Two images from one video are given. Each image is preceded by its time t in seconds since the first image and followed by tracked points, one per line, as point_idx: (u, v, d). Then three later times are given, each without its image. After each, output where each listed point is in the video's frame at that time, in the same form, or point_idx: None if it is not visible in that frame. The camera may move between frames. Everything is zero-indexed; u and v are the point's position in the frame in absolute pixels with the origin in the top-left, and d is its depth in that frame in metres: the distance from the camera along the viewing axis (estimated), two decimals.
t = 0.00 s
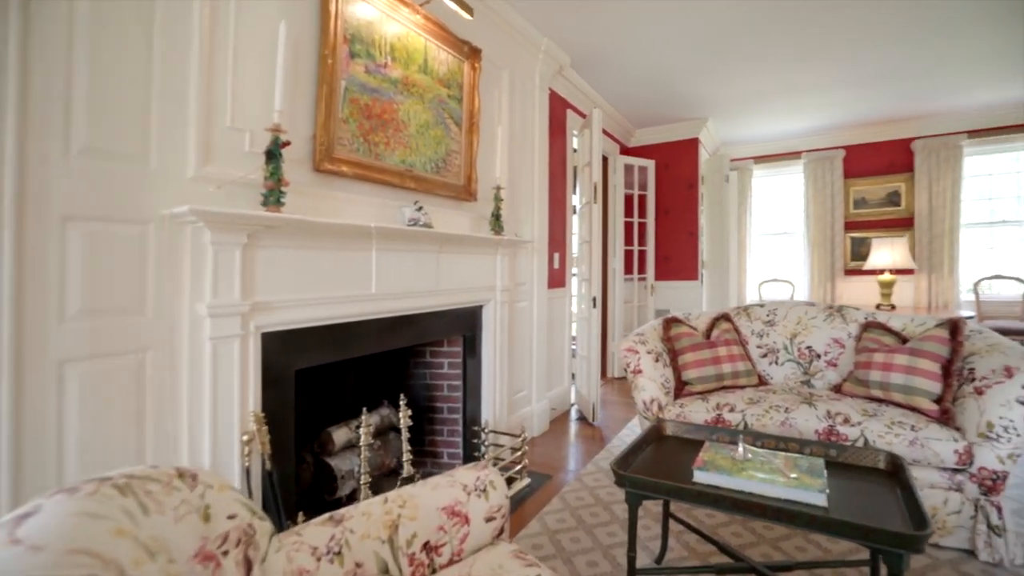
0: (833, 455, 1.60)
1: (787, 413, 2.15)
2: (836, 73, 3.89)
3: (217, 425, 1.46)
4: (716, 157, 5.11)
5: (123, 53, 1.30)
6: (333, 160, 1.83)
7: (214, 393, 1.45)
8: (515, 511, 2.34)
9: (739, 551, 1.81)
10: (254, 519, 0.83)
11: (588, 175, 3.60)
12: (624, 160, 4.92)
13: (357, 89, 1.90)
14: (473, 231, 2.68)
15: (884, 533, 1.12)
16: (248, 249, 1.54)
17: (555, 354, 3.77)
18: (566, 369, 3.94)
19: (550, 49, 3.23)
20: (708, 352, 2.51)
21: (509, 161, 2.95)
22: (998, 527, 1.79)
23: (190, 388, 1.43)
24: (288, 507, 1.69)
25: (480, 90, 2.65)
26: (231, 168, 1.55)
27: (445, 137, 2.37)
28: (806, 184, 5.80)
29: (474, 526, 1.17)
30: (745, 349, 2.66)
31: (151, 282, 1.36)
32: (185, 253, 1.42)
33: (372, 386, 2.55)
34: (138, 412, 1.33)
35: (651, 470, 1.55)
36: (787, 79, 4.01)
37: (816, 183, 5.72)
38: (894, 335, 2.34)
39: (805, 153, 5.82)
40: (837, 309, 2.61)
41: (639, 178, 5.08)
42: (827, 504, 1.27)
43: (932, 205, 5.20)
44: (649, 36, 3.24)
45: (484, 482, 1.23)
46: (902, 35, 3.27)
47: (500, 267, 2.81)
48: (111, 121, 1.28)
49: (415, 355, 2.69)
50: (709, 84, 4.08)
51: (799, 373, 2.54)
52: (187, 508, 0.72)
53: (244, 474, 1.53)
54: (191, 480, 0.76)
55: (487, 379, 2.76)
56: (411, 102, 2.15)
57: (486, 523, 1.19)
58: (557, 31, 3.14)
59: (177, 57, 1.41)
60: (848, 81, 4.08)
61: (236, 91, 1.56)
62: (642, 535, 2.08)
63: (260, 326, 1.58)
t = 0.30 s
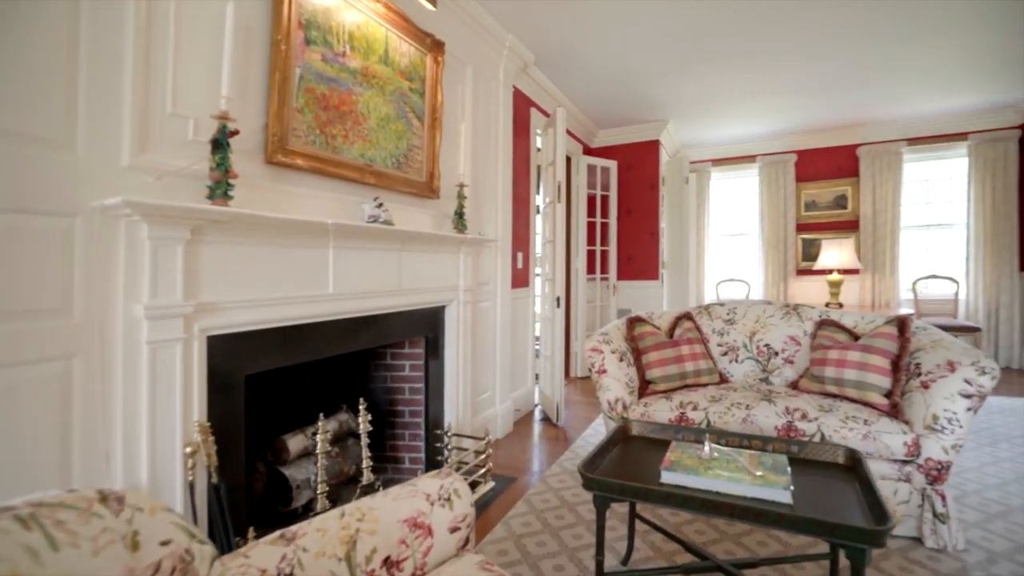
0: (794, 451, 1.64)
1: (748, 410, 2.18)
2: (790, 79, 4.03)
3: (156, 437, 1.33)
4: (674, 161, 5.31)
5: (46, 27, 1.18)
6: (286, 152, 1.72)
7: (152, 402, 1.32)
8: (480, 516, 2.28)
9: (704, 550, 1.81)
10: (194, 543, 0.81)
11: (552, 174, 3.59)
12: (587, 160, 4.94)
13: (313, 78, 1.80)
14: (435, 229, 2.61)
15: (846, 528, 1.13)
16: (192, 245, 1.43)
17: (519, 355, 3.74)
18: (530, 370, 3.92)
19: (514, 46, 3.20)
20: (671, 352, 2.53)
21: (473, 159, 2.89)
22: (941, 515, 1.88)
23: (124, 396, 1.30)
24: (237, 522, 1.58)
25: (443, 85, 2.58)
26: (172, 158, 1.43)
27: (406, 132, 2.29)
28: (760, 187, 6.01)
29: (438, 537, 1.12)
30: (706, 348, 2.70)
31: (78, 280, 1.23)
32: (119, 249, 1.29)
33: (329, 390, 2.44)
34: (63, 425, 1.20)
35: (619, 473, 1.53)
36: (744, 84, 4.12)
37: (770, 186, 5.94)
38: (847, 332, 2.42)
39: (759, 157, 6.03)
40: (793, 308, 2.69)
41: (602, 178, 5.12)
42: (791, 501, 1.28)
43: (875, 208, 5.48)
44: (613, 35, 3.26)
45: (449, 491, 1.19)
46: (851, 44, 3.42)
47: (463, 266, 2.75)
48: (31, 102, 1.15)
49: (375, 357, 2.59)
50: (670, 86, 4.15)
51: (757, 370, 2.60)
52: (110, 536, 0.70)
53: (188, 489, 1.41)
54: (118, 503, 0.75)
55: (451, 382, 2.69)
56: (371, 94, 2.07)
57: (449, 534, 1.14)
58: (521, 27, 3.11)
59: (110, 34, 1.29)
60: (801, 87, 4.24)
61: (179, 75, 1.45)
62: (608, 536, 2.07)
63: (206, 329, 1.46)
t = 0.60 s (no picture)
0: (756, 447, 1.69)
1: (711, 407, 2.23)
2: (749, 85, 4.17)
3: (95, 449, 1.23)
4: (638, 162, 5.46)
5: None
6: (242, 146, 1.64)
7: (91, 411, 1.22)
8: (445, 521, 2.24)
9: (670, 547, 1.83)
10: (138, 566, 0.79)
11: (518, 174, 3.58)
12: (552, 161, 4.96)
13: (270, 69, 1.72)
14: (399, 229, 2.55)
15: (808, 522, 1.16)
16: (138, 243, 1.33)
17: (484, 355, 3.72)
18: (495, 370, 3.90)
19: (479, 44, 3.18)
20: (636, 351, 2.56)
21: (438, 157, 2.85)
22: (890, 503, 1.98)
23: (60, 407, 1.19)
24: (189, 537, 1.49)
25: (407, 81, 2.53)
26: (115, 149, 1.34)
27: (370, 128, 2.22)
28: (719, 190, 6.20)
29: (404, 546, 1.09)
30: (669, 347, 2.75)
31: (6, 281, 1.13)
32: (54, 247, 1.19)
33: (288, 395, 2.34)
34: None
35: (588, 473, 1.53)
36: (705, 88, 4.23)
37: (728, 189, 6.13)
38: (802, 330, 2.52)
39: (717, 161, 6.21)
40: (752, 307, 2.77)
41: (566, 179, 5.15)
42: (754, 497, 1.31)
43: (825, 212, 5.74)
44: (580, 36, 3.28)
45: (415, 498, 1.17)
46: (805, 53, 3.57)
47: (427, 265, 2.70)
48: None
49: (337, 360, 2.51)
50: (634, 89, 4.21)
51: (719, 368, 2.66)
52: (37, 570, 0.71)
53: (133, 504, 1.32)
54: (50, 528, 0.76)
55: (415, 384, 2.63)
56: (333, 88, 1.99)
57: (416, 542, 1.12)
58: (487, 25, 3.09)
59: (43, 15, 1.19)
60: (758, 93, 4.39)
61: (122, 62, 1.35)
62: (576, 536, 2.07)
63: (154, 333, 1.37)
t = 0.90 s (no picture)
0: (723, 443, 1.73)
1: (678, 405, 2.28)
2: (711, 90, 4.29)
3: (37, 462, 1.14)
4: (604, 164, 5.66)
5: None
6: (201, 142, 1.56)
7: (34, 422, 1.14)
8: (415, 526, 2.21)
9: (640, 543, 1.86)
10: None
11: (486, 175, 3.57)
12: (519, 162, 4.97)
13: (232, 62, 1.65)
14: (366, 229, 2.50)
15: (774, 515, 1.20)
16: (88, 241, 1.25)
17: (453, 357, 3.69)
18: (463, 372, 3.87)
19: (449, 42, 3.16)
20: (605, 351, 2.59)
21: (406, 156, 2.81)
22: (845, 493, 2.08)
23: None
24: (146, 552, 1.42)
25: (375, 78, 2.48)
26: (61, 141, 1.25)
27: (336, 125, 2.17)
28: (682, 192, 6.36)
29: (377, 553, 1.07)
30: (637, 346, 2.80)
31: None
32: None
33: (251, 400, 2.26)
34: None
35: (560, 474, 1.53)
36: (670, 92, 4.33)
37: (690, 192, 6.29)
38: (763, 328, 2.61)
39: (680, 164, 6.38)
40: (715, 306, 2.85)
41: (534, 180, 5.18)
42: (722, 493, 1.35)
43: (782, 214, 5.98)
44: (550, 38, 3.30)
45: (387, 503, 1.15)
46: (766, 60, 3.70)
47: (396, 266, 2.65)
48: None
49: (302, 363, 2.43)
50: (601, 92, 4.27)
51: (684, 367, 2.73)
52: None
53: (83, 521, 1.24)
54: None
55: (384, 387, 2.58)
56: (298, 83, 1.93)
57: (389, 549, 1.10)
58: (456, 23, 3.07)
59: None
60: (719, 99, 4.53)
61: (69, 49, 1.27)
62: (548, 537, 2.08)
63: (106, 337, 1.30)
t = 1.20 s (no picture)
0: (687, 439, 1.79)
1: (643, 402, 2.33)
2: (674, 94, 4.41)
3: None
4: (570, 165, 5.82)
5: None
6: (157, 136, 1.50)
7: None
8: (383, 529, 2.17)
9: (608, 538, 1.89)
10: None
11: (454, 175, 3.56)
12: (487, 162, 4.97)
13: (191, 53, 1.59)
14: (332, 228, 2.44)
15: (738, 506, 1.25)
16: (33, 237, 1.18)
17: (420, 358, 3.65)
18: (431, 373, 3.84)
19: (417, 40, 3.14)
20: (572, 350, 2.62)
21: (373, 154, 2.77)
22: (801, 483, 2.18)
23: None
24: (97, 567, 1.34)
25: (341, 74, 2.43)
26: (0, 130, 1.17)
27: (301, 122, 2.11)
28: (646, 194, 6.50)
29: (348, 557, 1.05)
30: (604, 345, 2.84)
31: None
32: None
33: (210, 405, 2.17)
34: None
35: (530, 472, 1.54)
36: (635, 96, 4.43)
37: (654, 194, 6.44)
38: (725, 327, 2.70)
39: (644, 167, 6.52)
40: (679, 305, 2.93)
41: (501, 180, 5.19)
42: (688, 486, 1.39)
43: (741, 217, 6.20)
44: (518, 39, 3.33)
45: (358, 507, 1.14)
46: (728, 67, 3.84)
47: (362, 266, 2.61)
48: None
49: (264, 367, 2.36)
50: (569, 94, 4.33)
51: (649, 365, 2.79)
52: None
53: (26, 536, 1.16)
54: None
55: (350, 389, 2.54)
56: (261, 78, 1.88)
57: (360, 554, 1.08)
58: (425, 21, 3.05)
59: None
60: (682, 104, 4.66)
61: (11, 34, 1.19)
62: (518, 536, 2.09)
63: (53, 341, 1.22)
